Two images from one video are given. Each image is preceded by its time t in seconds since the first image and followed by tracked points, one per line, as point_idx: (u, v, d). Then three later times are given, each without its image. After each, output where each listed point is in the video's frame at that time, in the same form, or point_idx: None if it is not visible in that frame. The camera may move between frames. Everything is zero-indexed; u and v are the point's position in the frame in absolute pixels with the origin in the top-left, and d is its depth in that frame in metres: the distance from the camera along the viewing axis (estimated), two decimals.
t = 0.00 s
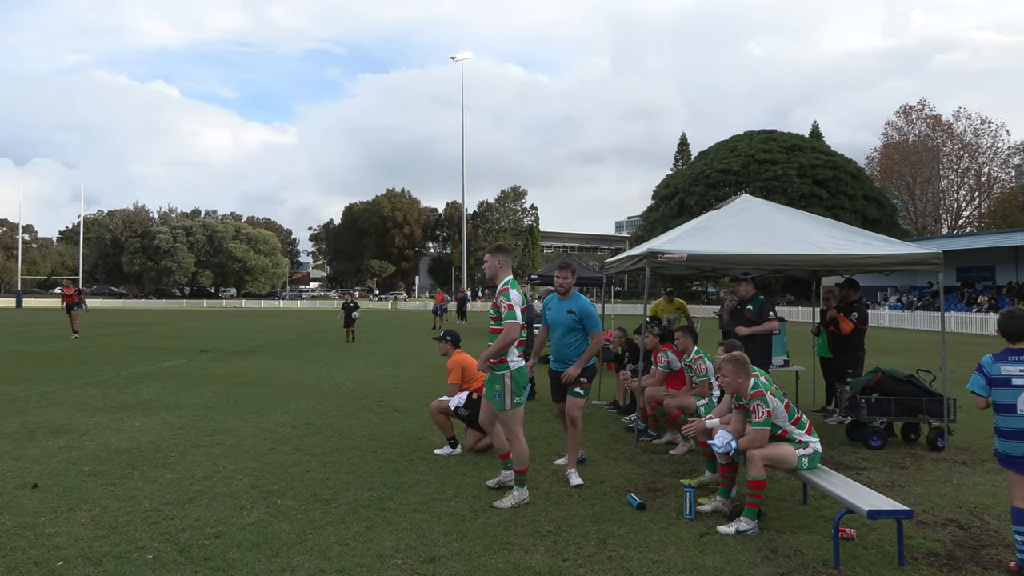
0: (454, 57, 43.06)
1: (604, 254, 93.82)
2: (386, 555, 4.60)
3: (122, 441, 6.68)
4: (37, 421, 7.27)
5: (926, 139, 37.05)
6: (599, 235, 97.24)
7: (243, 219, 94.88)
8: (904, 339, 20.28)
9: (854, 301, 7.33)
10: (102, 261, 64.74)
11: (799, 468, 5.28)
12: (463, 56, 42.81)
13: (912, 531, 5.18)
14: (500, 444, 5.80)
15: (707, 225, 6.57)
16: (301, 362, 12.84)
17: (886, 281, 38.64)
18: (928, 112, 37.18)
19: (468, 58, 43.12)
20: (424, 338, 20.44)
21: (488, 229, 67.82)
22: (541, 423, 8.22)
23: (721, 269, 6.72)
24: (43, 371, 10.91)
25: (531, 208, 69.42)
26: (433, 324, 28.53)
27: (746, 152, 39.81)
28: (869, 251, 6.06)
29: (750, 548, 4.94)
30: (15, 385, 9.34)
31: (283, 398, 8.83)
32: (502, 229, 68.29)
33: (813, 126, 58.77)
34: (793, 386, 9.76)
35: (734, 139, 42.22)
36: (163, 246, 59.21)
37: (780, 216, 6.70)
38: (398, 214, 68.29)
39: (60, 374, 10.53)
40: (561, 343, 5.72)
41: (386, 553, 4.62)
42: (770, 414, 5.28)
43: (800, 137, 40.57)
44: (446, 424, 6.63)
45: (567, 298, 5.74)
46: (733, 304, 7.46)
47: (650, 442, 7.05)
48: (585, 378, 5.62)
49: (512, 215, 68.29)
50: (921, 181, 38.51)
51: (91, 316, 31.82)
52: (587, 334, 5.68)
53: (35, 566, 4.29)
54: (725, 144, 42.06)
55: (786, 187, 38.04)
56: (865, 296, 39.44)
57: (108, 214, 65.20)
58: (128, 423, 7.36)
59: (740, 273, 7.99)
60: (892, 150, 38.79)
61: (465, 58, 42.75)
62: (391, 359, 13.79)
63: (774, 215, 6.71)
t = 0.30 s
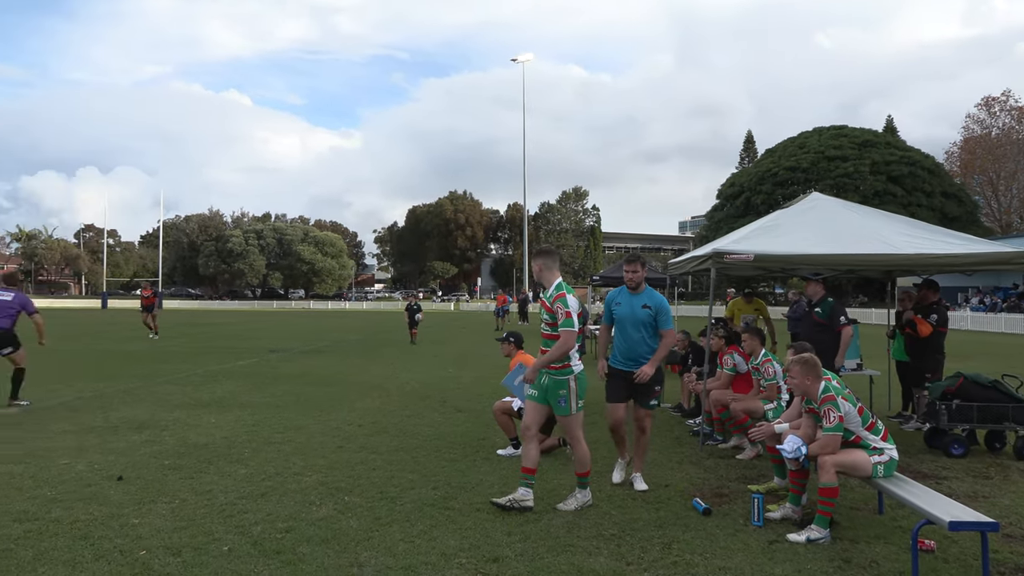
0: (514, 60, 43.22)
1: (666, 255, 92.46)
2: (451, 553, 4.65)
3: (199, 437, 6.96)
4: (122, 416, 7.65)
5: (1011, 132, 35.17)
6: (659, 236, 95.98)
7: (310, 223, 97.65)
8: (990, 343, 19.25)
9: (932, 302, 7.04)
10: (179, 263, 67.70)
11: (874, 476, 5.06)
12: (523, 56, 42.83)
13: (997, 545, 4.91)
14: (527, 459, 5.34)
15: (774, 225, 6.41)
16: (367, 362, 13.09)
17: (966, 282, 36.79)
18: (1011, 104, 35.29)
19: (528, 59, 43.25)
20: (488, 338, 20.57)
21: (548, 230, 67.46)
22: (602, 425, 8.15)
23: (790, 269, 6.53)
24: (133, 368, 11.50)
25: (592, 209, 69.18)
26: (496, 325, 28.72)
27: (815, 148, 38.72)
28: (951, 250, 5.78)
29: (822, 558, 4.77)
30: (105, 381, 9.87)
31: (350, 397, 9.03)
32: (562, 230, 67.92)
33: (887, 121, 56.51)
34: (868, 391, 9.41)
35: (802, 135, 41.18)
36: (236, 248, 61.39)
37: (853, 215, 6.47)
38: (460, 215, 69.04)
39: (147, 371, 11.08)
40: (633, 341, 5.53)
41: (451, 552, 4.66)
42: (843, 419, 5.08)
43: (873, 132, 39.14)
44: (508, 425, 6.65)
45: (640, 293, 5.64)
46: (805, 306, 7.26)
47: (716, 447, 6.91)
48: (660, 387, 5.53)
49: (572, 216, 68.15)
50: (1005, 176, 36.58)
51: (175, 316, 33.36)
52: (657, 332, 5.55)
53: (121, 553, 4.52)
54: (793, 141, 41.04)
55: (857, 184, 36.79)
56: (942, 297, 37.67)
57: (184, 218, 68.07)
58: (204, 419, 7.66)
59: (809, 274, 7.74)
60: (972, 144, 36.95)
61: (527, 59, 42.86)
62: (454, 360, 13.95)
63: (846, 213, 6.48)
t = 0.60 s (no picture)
0: (546, 61, 43.02)
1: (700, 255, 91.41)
2: (484, 554, 4.66)
3: (238, 435, 7.11)
4: (164, 414, 7.85)
5: None
6: (694, 236, 94.93)
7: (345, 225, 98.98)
8: None
9: (979, 303, 6.84)
10: (220, 265, 69.12)
11: (916, 481, 4.93)
12: (555, 57, 42.65)
13: None
14: (555, 469, 5.24)
15: (813, 225, 6.30)
16: (402, 363, 13.22)
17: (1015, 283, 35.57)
18: None
19: (561, 59, 43.06)
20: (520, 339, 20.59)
21: (581, 232, 67.27)
22: (634, 427, 8.09)
23: (829, 269, 6.42)
24: (176, 368, 11.79)
25: (625, 210, 68.70)
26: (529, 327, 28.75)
27: (854, 146, 37.94)
28: (998, 250, 5.60)
29: (863, 565, 4.66)
30: (151, 379, 10.16)
31: (384, 397, 9.12)
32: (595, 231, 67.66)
33: (931, 118, 54.93)
34: (910, 395, 9.18)
35: (841, 133, 40.43)
36: (273, 251, 62.53)
37: (895, 214, 6.32)
38: (493, 217, 69.17)
39: (189, 371, 11.34)
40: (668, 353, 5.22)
41: (484, 552, 4.68)
42: (883, 422, 4.96)
43: (915, 129, 38.15)
44: (541, 426, 6.63)
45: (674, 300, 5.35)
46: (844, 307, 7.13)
47: (752, 450, 6.80)
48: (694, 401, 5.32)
49: (606, 217, 67.77)
50: None
51: (217, 317, 34.14)
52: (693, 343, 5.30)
53: (163, 548, 4.63)
54: (832, 139, 40.26)
55: (899, 183, 35.93)
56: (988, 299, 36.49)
57: (224, 222, 69.44)
58: (242, 418, 7.81)
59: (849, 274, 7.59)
60: (1021, 140, 35.70)
61: (560, 60, 42.74)
62: (488, 361, 14.01)
63: (888, 212, 6.34)
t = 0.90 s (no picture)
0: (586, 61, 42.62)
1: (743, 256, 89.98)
2: (525, 555, 4.67)
3: (284, 433, 7.25)
4: (214, 412, 8.06)
5: None
6: (738, 236, 93.51)
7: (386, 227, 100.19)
8: None
9: None
10: (264, 267, 70.17)
11: (972, 488, 4.77)
12: (595, 57, 42.34)
13: None
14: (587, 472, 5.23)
15: (861, 224, 6.17)
16: (445, 363, 13.32)
17: None
18: None
19: (600, 59, 42.79)
20: (561, 341, 20.56)
21: (622, 232, 66.86)
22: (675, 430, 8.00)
23: (878, 269, 6.26)
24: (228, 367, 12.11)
25: (666, 210, 67.82)
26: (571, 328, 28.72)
27: (905, 143, 36.90)
28: None
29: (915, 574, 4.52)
30: (200, 379, 10.46)
31: (427, 398, 9.20)
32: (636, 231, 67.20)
33: (986, 112, 53.01)
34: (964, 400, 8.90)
35: (891, 130, 39.39)
36: (317, 252, 63.62)
37: (949, 212, 6.13)
38: (533, 218, 68.99)
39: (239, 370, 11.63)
40: (698, 348, 4.90)
41: (526, 553, 4.68)
42: (935, 426, 4.81)
43: (970, 124, 36.89)
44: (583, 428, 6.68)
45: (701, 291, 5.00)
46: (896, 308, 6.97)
47: (798, 454, 6.68)
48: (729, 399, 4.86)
49: (647, 216, 67.03)
50: None
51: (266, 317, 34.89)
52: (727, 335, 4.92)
53: (211, 543, 4.74)
54: (881, 136, 39.24)
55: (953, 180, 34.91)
56: None
57: (269, 224, 70.66)
58: (289, 417, 7.97)
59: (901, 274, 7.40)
60: None
61: (600, 59, 42.43)
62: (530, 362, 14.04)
63: (941, 210, 6.16)
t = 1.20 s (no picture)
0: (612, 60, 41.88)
1: (769, 255, 89.06)
2: (550, 555, 4.66)
3: (310, 433, 7.33)
4: (240, 411, 8.16)
5: None
6: (765, 236, 92.72)
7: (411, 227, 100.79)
8: None
9: None
10: (290, 267, 70.93)
11: (1006, 493, 4.67)
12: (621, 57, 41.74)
13: None
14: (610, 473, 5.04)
15: (892, 223, 6.06)
16: (468, 364, 13.36)
17: None
18: None
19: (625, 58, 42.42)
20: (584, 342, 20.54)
21: (646, 232, 66.60)
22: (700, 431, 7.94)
23: (908, 269, 6.16)
24: (255, 367, 12.27)
25: (691, 210, 67.36)
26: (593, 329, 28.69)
27: (936, 140, 36.25)
28: None
29: None
30: (229, 378, 10.63)
31: (450, 398, 9.23)
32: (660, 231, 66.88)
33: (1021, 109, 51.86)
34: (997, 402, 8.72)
35: (922, 128, 38.68)
36: (342, 253, 64.10)
37: (981, 211, 6.01)
38: (556, 219, 68.91)
39: (265, 370, 11.76)
40: (703, 363, 4.42)
41: (550, 554, 4.67)
42: (965, 429, 4.72)
43: (1004, 121, 36.12)
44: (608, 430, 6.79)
45: (711, 299, 4.52)
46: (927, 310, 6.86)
47: (826, 457, 6.61)
48: (735, 420, 4.33)
49: (672, 217, 66.74)
50: None
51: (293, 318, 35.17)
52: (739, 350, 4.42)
53: (240, 540, 4.81)
54: (911, 133, 38.59)
55: (986, 178, 34.22)
56: None
57: (296, 226, 69.93)
58: (314, 416, 8.06)
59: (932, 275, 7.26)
60: None
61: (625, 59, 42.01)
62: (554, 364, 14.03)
63: (973, 209, 6.04)
